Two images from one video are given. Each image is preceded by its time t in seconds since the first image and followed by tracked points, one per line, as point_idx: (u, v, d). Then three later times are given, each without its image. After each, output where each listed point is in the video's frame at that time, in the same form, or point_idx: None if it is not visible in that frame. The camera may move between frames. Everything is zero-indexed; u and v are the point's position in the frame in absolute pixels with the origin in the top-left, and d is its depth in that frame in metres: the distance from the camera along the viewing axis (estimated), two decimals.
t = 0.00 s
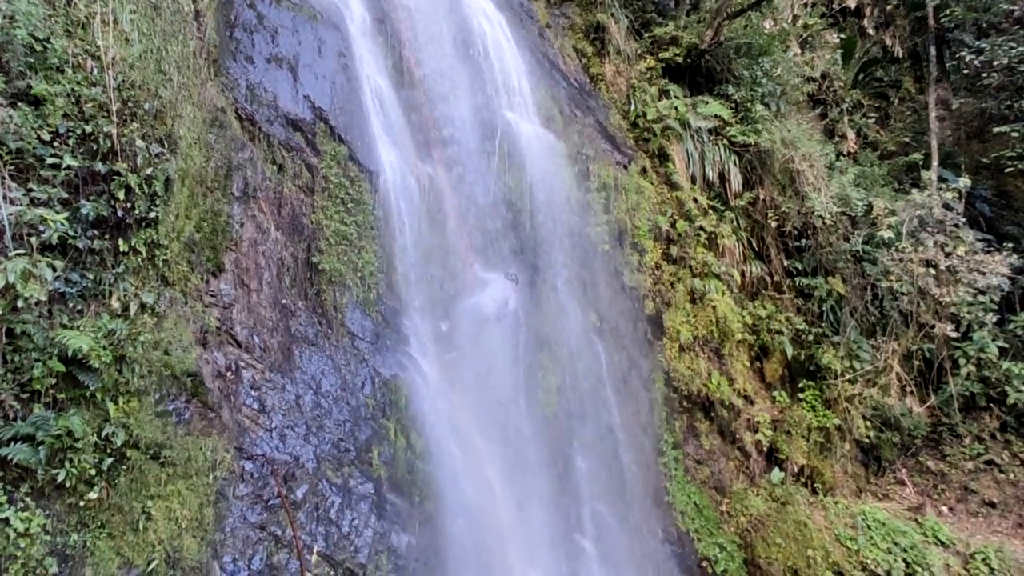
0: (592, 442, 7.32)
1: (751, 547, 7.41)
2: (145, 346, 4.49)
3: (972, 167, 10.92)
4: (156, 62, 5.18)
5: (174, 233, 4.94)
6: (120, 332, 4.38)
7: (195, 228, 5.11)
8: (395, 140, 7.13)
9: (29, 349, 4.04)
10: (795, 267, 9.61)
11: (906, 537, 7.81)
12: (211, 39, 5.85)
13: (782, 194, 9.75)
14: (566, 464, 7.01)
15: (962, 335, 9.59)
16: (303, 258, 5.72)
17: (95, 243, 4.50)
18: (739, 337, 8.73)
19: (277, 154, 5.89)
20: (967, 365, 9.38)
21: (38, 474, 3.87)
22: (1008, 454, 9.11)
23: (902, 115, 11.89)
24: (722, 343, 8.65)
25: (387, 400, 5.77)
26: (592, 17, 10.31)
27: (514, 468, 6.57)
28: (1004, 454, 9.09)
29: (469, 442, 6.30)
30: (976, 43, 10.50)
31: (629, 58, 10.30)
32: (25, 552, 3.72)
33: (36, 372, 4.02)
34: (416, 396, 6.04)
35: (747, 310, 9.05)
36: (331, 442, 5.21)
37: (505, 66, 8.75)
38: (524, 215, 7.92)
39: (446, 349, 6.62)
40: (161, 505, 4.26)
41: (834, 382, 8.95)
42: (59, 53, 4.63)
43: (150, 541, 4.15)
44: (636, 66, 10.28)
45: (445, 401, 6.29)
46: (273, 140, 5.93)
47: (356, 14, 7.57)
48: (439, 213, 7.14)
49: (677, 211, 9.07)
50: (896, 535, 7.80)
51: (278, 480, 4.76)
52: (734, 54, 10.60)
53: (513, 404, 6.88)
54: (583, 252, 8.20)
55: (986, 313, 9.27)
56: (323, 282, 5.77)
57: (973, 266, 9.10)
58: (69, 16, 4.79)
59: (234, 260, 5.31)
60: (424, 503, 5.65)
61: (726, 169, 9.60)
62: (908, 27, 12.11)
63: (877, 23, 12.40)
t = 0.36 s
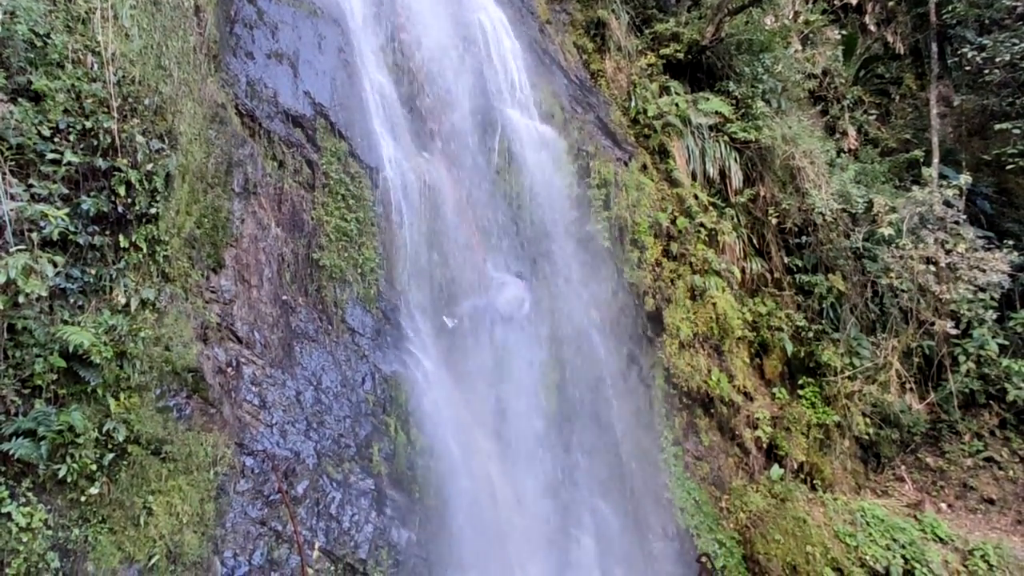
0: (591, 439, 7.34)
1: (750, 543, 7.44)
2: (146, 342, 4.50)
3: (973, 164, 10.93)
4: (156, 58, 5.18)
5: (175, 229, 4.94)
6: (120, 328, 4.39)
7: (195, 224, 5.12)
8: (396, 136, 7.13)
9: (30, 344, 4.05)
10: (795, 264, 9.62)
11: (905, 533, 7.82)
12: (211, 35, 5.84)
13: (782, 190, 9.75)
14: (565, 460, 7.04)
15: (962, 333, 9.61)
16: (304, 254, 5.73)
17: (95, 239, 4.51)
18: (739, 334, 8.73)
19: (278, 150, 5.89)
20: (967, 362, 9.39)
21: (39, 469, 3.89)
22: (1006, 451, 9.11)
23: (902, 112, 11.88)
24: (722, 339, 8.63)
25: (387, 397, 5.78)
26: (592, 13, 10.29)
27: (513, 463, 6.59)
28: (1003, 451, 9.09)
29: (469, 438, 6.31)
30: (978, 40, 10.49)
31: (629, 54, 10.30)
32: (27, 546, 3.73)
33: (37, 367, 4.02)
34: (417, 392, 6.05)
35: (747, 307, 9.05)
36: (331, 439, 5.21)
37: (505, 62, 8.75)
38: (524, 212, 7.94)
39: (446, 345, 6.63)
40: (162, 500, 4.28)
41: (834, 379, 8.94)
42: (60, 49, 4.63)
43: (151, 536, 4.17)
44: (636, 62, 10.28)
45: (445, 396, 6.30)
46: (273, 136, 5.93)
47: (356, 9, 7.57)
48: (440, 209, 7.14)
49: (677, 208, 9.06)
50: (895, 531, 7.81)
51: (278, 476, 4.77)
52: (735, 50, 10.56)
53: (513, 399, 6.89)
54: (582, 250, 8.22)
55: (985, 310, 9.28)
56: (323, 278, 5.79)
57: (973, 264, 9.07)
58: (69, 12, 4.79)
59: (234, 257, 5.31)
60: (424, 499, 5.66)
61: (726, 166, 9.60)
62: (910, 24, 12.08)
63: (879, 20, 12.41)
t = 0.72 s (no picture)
0: (591, 439, 7.35)
1: (750, 542, 7.45)
2: (147, 341, 4.51)
3: (974, 164, 10.92)
4: (156, 57, 5.18)
5: (176, 228, 4.94)
6: (121, 327, 4.40)
7: (196, 223, 5.12)
8: (396, 135, 7.13)
9: (31, 343, 4.05)
10: (795, 264, 9.62)
11: (905, 533, 7.82)
12: (211, 34, 5.83)
13: (783, 190, 9.74)
14: (565, 460, 7.05)
15: (962, 333, 9.62)
16: (304, 253, 5.73)
17: (96, 238, 4.51)
18: (739, 333, 8.73)
19: (279, 150, 5.89)
20: (967, 362, 9.38)
21: (41, 468, 3.89)
22: (1006, 451, 9.11)
23: (903, 111, 11.88)
24: (722, 339, 8.64)
25: (387, 396, 5.78)
26: (592, 12, 10.25)
27: (514, 464, 6.60)
28: (1003, 451, 9.09)
29: (470, 438, 6.32)
30: (979, 39, 10.49)
31: (630, 53, 10.28)
32: (29, 545, 3.74)
33: (38, 367, 4.02)
34: (417, 391, 6.05)
35: (747, 306, 9.05)
36: (331, 438, 5.21)
37: (506, 61, 8.74)
38: (524, 211, 7.95)
39: (446, 345, 6.64)
40: (163, 499, 4.28)
41: (834, 379, 8.96)
42: (60, 48, 4.63)
43: (151, 535, 4.17)
44: (637, 62, 10.27)
45: (446, 396, 6.31)
46: (274, 136, 5.93)
47: (357, 8, 7.58)
48: (440, 207, 7.15)
49: (677, 208, 9.05)
50: (895, 531, 7.81)
51: (279, 475, 4.78)
52: (736, 49, 10.52)
53: (513, 399, 6.90)
54: (582, 249, 8.22)
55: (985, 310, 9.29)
56: (324, 277, 5.79)
57: (973, 264, 9.07)
58: (69, 11, 4.80)
59: (234, 256, 5.31)
60: (424, 498, 5.66)
61: (727, 166, 9.61)
62: (911, 23, 12.07)
63: (880, 19, 12.39)
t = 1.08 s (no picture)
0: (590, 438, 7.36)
1: (750, 542, 7.45)
2: (147, 340, 4.51)
3: (975, 164, 10.92)
4: (156, 57, 5.18)
5: (176, 228, 4.94)
6: (121, 327, 4.40)
7: (197, 222, 5.12)
8: (396, 135, 7.14)
9: (32, 342, 4.06)
10: (796, 263, 9.62)
11: (905, 533, 7.82)
12: (211, 33, 5.82)
13: (783, 190, 9.74)
14: (565, 459, 7.06)
15: (962, 332, 9.62)
16: (305, 253, 5.73)
17: (97, 238, 4.51)
18: (740, 333, 8.72)
19: (280, 150, 5.89)
20: (967, 362, 9.38)
21: (41, 467, 3.90)
22: (1007, 451, 9.11)
23: (904, 111, 11.88)
24: (722, 339, 8.65)
25: (388, 395, 5.79)
26: (593, 11, 10.20)
27: (513, 462, 6.60)
28: (1003, 450, 9.09)
29: (470, 436, 6.31)
30: (980, 39, 10.46)
31: (630, 53, 10.27)
32: (29, 544, 3.74)
33: (38, 366, 4.02)
34: (417, 390, 6.06)
35: (747, 306, 9.05)
36: (331, 437, 5.22)
37: (506, 60, 8.73)
38: (524, 211, 7.95)
39: (446, 344, 6.64)
40: (164, 498, 4.29)
41: (833, 379, 8.96)
42: (60, 47, 4.62)
43: (151, 533, 4.17)
44: (637, 61, 10.27)
45: (445, 395, 6.31)
46: (274, 135, 5.93)
47: (357, 8, 7.58)
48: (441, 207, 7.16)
49: (677, 207, 9.06)
50: (895, 531, 7.81)
51: (279, 474, 4.79)
52: (737, 49, 10.52)
53: (513, 398, 6.91)
54: (582, 249, 8.22)
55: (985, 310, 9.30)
56: (325, 277, 5.79)
57: (973, 264, 9.06)
58: (70, 10, 4.80)
59: (234, 255, 5.32)
60: (424, 497, 5.67)
61: (727, 166, 9.61)
62: (912, 23, 12.07)
63: (881, 18, 12.37)
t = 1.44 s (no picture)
0: (589, 435, 7.38)
1: (748, 537, 7.44)
2: (147, 334, 4.52)
3: (975, 160, 10.90)
4: (157, 50, 5.18)
5: (178, 221, 4.94)
6: (121, 320, 4.41)
7: (198, 216, 5.12)
8: (396, 130, 7.14)
9: (32, 336, 4.07)
10: (795, 259, 9.63)
11: (903, 528, 7.84)
12: (211, 26, 5.80)
13: (783, 186, 9.74)
14: (564, 456, 7.08)
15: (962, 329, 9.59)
16: (305, 247, 5.73)
17: (97, 231, 4.52)
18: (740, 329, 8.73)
19: (280, 145, 5.90)
20: (965, 358, 9.41)
21: (42, 459, 3.91)
22: (1004, 448, 9.17)
23: (904, 108, 11.87)
24: (721, 334, 8.64)
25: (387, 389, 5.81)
26: (594, 6, 10.20)
27: (512, 457, 6.62)
28: (1001, 447, 9.15)
29: (468, 431, 6.33)
30: (982, 35, 10.46)
31: (631, 48, 10.25)
32: (29, 536, 3.76)
33: (38, 359, 4.04)
34: (416, 385, 6.08)
35: (747, 302, 9.04)
36: (331, 431, 5.24)
37: (506, 55, 8.72)
38: (524, 207, 7.94)
39: (445, 339, 6.64)
40: (163, 491, 4.30)
41: (832, 374, 8.98)
42: (60, 40, 4.62)
43: (151, 526, 4.19)
44: (637, 56, 10.26)
45: (444, 389, 6.33)
46: (273, 129, 5.93)
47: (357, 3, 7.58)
48: (440, 203, 7.17)
49: (677, 203, 9.04)
50: (893, 526, 7.84)
51: (278, 468, 4.81)
52: (737, 45, 10.49)
53: (511, 394, 6.92)
54: (583, 246, 8.22)
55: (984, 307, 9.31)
56: (326, 271, 5.80)
57: (973, 260, 9.12)
58: (70, 3, 4.79)
59: (234, 249, 5.32)
60: (423, 491, 5.69)
61: (728, 162, 9.58)
62: (914, 19, 12.04)
63: (882, 14, 12.31)
